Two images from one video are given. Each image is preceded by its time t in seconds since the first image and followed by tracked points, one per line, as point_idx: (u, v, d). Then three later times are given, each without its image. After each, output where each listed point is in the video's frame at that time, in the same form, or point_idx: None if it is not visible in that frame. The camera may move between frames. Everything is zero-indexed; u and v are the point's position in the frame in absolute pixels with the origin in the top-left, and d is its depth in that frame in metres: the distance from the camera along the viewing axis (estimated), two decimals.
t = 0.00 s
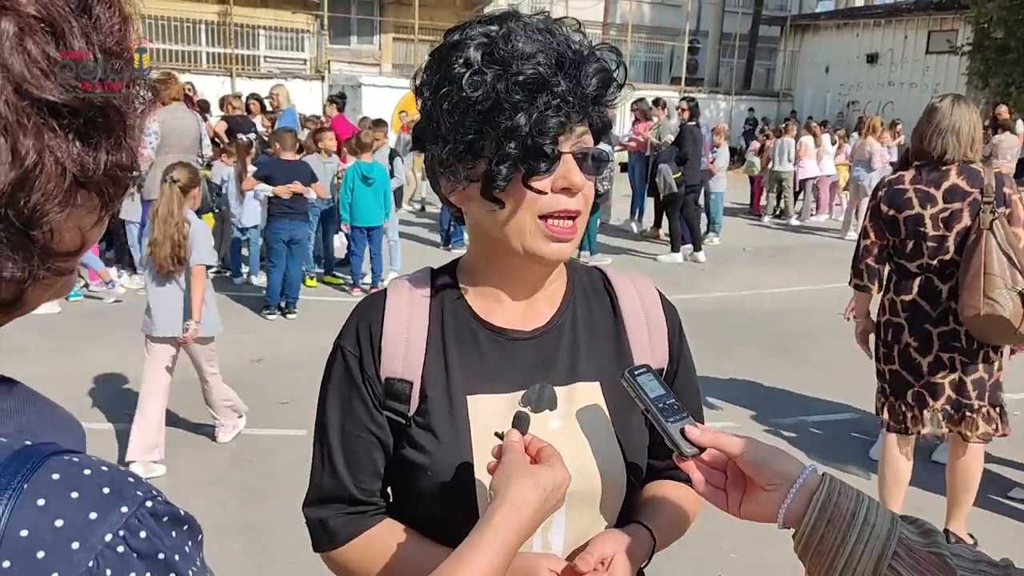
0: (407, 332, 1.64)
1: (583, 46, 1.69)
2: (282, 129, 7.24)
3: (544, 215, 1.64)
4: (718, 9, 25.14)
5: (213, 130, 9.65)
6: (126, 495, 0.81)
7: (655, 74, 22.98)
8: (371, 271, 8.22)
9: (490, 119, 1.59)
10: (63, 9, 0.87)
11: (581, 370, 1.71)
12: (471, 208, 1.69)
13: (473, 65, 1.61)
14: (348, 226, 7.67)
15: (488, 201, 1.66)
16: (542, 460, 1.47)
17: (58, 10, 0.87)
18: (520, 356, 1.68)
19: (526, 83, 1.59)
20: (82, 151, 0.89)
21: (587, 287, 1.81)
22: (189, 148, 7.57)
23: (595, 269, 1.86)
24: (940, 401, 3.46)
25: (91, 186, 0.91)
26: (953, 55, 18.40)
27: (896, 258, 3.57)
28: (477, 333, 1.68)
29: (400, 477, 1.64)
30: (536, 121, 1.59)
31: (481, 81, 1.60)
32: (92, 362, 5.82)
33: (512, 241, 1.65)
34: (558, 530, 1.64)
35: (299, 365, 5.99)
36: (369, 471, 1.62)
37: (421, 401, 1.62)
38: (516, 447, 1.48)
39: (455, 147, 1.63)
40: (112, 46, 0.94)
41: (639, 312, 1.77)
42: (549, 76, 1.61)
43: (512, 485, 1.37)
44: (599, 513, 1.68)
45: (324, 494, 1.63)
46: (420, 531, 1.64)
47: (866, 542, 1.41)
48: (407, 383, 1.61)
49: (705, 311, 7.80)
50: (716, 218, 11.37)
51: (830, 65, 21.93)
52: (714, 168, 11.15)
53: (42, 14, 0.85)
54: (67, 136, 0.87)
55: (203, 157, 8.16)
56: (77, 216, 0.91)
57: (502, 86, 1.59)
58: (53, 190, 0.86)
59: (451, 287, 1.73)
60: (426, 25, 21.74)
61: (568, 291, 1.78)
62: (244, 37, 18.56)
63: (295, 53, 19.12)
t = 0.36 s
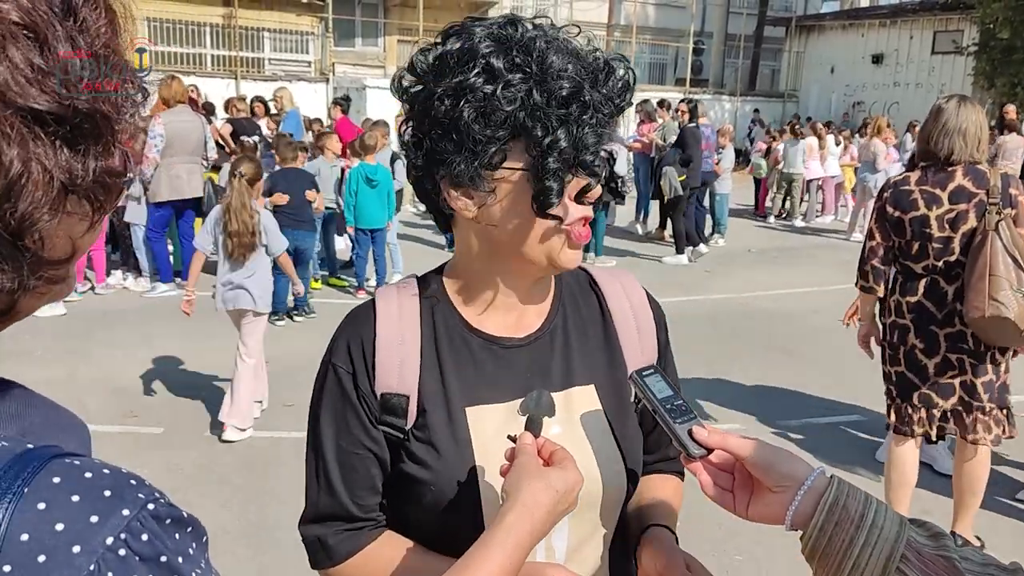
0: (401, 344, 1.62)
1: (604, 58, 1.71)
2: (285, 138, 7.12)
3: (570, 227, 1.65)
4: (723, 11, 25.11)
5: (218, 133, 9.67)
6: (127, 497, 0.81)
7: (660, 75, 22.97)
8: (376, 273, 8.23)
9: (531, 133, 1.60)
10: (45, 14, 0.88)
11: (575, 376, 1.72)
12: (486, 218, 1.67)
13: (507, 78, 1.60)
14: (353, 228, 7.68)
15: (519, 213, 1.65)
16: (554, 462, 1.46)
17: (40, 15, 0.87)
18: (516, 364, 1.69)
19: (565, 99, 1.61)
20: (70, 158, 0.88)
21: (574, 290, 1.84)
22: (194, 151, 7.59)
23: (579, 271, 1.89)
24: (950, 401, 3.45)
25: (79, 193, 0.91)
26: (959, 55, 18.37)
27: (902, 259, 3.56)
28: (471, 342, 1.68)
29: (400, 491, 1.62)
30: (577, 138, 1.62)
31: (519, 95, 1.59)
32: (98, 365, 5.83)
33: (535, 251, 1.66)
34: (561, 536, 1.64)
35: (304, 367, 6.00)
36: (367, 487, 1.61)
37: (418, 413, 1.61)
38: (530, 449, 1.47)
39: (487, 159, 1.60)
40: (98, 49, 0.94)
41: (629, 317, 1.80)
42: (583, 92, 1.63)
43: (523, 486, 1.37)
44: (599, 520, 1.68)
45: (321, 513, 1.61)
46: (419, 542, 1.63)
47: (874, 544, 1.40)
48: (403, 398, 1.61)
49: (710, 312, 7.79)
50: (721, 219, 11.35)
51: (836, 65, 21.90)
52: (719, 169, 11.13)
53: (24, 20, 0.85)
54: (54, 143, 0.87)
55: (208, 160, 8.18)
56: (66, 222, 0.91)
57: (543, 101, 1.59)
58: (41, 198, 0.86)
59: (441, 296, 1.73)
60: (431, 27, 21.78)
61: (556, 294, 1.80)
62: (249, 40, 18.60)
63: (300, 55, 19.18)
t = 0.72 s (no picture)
0: (404, 351, 1.62)
1: (600, 59, 1.71)
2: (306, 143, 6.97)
3: (567, 230, 1.67)
4: (728, 10, 25.06)
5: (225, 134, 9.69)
6: (135, 504, 0.81)
7: (665, 75, 22.95)
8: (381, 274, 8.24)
9: (529, 139, 1.60)
10: (70, 20, 0.86)
11: (580, 380, 1.73)
12: (483, 223, 1.67)
13: (503, 83, 1.59)
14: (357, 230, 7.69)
15: (516, 218, 1.66)
16: (559, 474, 1.47)
17: (64, 22, 0.86)
18: (520, 368, 1.69)
19: (561, 103, 1.61)
20: (90, 165, 0.88)
21: (574, 291, 1.84)
22: (200, 153, 7.60)
23: (578, 272, 1.89)
24: (956, 403, 3.44)
25: (99, 200, 0.91)
26: (965, 55, 18.32)
27: (909, 260, 3.55)
28: (473, 347, 1.68)
29: (405, 498, 1.62)
30: (572, 143, 1.62)
31: (515, 99, 1.59)
32: (106, 367, 5.85)
33: (533, 255, 1.67)
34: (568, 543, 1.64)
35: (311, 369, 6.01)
36: (371, 495, 1.60)
37: (423, 419, 1.61)
38: (534, 461, 1.47)
39: (483, 164, 1.61)
40: (119, 54, 0.94)
41: (629, 317, 1.81)
42: (577, 96, 1.63)
43: (528, 496, 1.37)
44: (604, 524, 1.69)
45: (326, 523, 1.60)
46: (424, 550, 1.64)
47: (882, 551, 1.40)
48: (407, 404, 1.60)
49: (716, 313, 7.78)
50: (726, 219, 11.35)
51: (842, 65, 21.85)
52: (725, 169, 11.12)
53: (48, 27, 0.84)
54: (75, 150, 0.87)
55: (213, 162, 8.20)
56: (85, 229, 0.91)
57: (538, 105, 1.60)
58: (60, 204, 0.85)
59: (442, 299, 1.72)
60: (436, 28, 21.81)
61: (557, 296, 1.80)
62: (255, 42, 18.64)
63: (305, 56, 19.23)
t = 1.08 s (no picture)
0: (412, 353, 1.62)
1: (610, 63, 1.71)
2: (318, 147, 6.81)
3: (577, 235, 1.66)
4: (733, 12, 25.04)
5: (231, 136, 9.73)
6: (128, 508, 0.80)
7: (670, 77, 22.94)
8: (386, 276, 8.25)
9: (539, 145, 1.60)
10: (67, 23, 0.86)
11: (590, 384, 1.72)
12: (490, 227, 1.66)
13: (513, 88, 1.58)
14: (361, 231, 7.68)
15: (525, 224, 1.65)
16: (563, 481, 1.46)
17: (61, 25, 0.85)
18: (528, 372, 1.68)
19: (571, 108, 1.60)
20: (85, 168, 0.88)
21: (585, 294, 1.84)
22: (205, 155, 7.61)
23: (589, 275, 1.89)
24: (961, 406, 3.43)
25: (93, 203, 0.90)
26: (971, 56, 18.28)
27: (916, 262, 3.54)
28: (482, 351, 1.68)
29: (413, 503, 1.61)
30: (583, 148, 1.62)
31: (525, 104, 1.58)
32: (112, 368, 5.87)
33: (544, 260, 1.66)
34: (577, 551, 1.63)
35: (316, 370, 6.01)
36: (379, 500, 1.59)
37: (431, 423, 1.61)
38: (538, 467, 1.45)
39: (492, 168, 1.60)
40: (116, 57, 0.93)
41: (639, 320, 1.80)
42: (588, 101, 1.62)
43: (531, 503, 1.37)
44: (615, 530, 1.68)
45: (334, 527, 1.60)
46: (431, 555, 1.63)
47: (889, 557, 1.42)
48: (415, 408, 1.60)
49: (721, 315, 7.77)
50: (731, 221, 11.34)
51: (847, 66, 21.82)
52: (730, 171, 11.10)
53: (44, 29, 0.84)
54: (71, 153, 0.86)
55: (218, 163, 8.21)
56: (79, 232, 0.90)
57: (548, 111, 1.59)
58: (55, 206, 0.85)
59: (451, 302, 1.72)
60: (440, 30, 21.85)
61: (568, 299, 1.79)
62: (260, 43, 18.71)
63: (310, 58, 19.29)
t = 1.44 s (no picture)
0: (417, 358, 1.62)
1: (621, 65, 1.69)
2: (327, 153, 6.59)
3: (585, 239, 1.65)
4: (738, 14, 25.01)
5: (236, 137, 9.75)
6: (116, 512, 0.80)
7: (674, 79, 22.94)
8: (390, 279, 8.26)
9: (546, 146, 1.58)
10: (48, 22, 0.86)
11: (597, 393, 1.71)
12: (497, 230, 1.66)
13: (520, 88, 1.58)
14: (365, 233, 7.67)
15: (532, 227, 1.64)
16: (570, 491, 1.46)
17: (41, 23, 0.85)
18: (534, 381, 1.67)
19: (579, 109, 1.59)
20: (66, 166, 0.87)
21: (596, 302, 1.82)
22: (209, 156, 7.57)
23: (601, 283, 1.87)
24: (966, 411, 3.39)
25: (76, 202, 0.90)
26: (976, 58, 18.20)
27: (921, 264, 3.52)
28: (488, 359, 1.67)
29: (413, 510, 1.61)
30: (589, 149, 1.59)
31: (531, 104, 1.57)
32: (117, 369, 5.89)
33: (551, 263, 1.65)
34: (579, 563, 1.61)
35: (320, 372, 6.00)
36: (381, 505, 1.60)
37: (434, 430, 1.60)
38: (546, 476, 1.47)
39: (499, 170, 1.59)
40: (99, 53, 0.93)
41: (652, 330, 1.78)
42: (596, 102, 1.60)
43: (536, 513, 1.37)
44: (622, 541, 1.66)
45: (335, 530, 1.61)
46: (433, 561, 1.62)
47: (891, 563, 1.42)
48: (419, 414, 1.59)
49: (726, 317, 7.75)
50: (735, 223, 11.32)
51: (852, 69, 21.78)
52: (735, 173, 11.09)
53: (25, 28, 0.84)
54: (52, 151, 0.86)
55: (223, 164, 8.19)
56: (62, 232, 0.90)
57: (556, 112, 1.57)
58: (36, 206, 0.85)
59: (459, 308, 1.72)
60: (444, 32, 21.88)
61: (579, 308, 1.78)
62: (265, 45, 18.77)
63: (315, 60, 19.33)
